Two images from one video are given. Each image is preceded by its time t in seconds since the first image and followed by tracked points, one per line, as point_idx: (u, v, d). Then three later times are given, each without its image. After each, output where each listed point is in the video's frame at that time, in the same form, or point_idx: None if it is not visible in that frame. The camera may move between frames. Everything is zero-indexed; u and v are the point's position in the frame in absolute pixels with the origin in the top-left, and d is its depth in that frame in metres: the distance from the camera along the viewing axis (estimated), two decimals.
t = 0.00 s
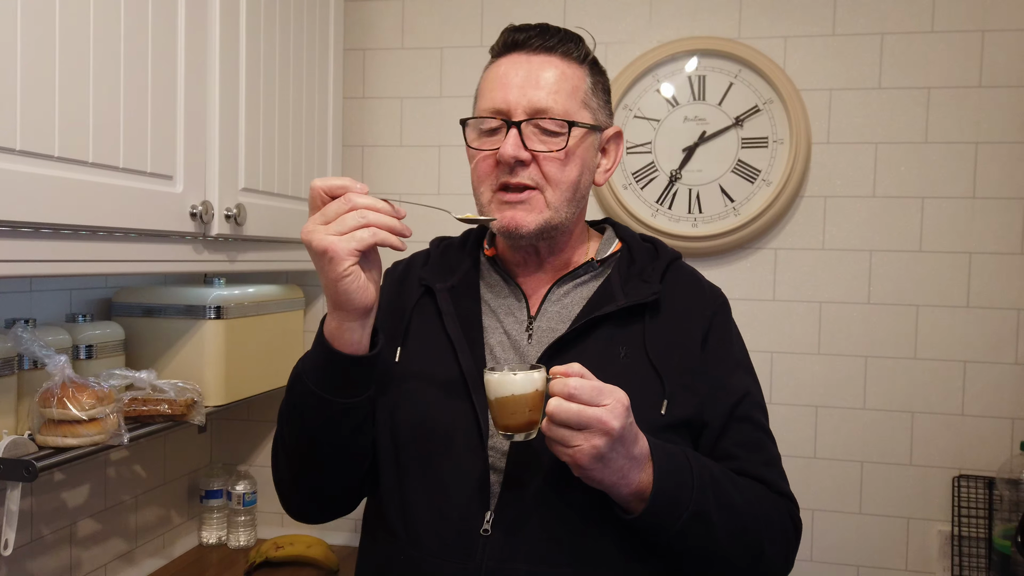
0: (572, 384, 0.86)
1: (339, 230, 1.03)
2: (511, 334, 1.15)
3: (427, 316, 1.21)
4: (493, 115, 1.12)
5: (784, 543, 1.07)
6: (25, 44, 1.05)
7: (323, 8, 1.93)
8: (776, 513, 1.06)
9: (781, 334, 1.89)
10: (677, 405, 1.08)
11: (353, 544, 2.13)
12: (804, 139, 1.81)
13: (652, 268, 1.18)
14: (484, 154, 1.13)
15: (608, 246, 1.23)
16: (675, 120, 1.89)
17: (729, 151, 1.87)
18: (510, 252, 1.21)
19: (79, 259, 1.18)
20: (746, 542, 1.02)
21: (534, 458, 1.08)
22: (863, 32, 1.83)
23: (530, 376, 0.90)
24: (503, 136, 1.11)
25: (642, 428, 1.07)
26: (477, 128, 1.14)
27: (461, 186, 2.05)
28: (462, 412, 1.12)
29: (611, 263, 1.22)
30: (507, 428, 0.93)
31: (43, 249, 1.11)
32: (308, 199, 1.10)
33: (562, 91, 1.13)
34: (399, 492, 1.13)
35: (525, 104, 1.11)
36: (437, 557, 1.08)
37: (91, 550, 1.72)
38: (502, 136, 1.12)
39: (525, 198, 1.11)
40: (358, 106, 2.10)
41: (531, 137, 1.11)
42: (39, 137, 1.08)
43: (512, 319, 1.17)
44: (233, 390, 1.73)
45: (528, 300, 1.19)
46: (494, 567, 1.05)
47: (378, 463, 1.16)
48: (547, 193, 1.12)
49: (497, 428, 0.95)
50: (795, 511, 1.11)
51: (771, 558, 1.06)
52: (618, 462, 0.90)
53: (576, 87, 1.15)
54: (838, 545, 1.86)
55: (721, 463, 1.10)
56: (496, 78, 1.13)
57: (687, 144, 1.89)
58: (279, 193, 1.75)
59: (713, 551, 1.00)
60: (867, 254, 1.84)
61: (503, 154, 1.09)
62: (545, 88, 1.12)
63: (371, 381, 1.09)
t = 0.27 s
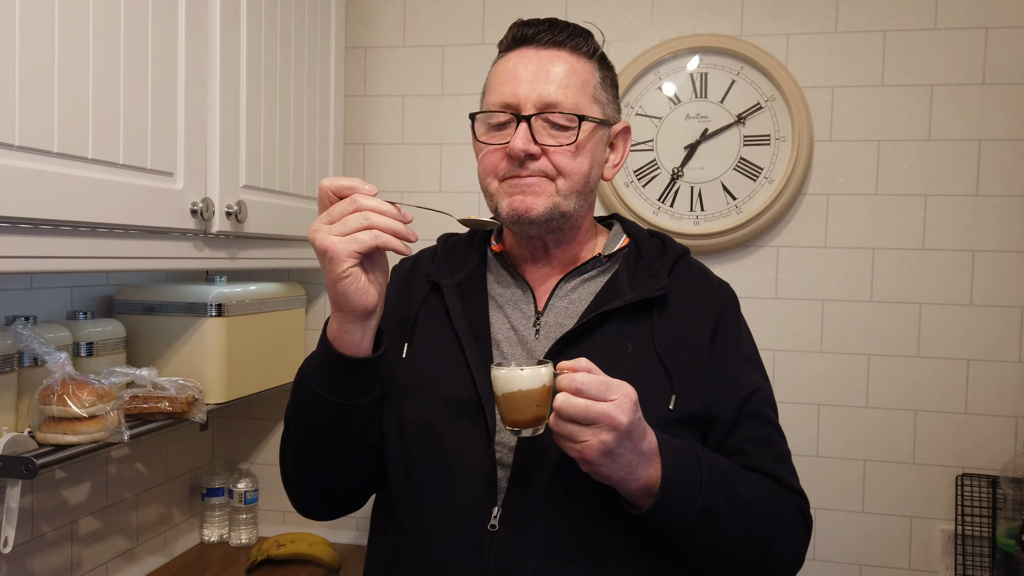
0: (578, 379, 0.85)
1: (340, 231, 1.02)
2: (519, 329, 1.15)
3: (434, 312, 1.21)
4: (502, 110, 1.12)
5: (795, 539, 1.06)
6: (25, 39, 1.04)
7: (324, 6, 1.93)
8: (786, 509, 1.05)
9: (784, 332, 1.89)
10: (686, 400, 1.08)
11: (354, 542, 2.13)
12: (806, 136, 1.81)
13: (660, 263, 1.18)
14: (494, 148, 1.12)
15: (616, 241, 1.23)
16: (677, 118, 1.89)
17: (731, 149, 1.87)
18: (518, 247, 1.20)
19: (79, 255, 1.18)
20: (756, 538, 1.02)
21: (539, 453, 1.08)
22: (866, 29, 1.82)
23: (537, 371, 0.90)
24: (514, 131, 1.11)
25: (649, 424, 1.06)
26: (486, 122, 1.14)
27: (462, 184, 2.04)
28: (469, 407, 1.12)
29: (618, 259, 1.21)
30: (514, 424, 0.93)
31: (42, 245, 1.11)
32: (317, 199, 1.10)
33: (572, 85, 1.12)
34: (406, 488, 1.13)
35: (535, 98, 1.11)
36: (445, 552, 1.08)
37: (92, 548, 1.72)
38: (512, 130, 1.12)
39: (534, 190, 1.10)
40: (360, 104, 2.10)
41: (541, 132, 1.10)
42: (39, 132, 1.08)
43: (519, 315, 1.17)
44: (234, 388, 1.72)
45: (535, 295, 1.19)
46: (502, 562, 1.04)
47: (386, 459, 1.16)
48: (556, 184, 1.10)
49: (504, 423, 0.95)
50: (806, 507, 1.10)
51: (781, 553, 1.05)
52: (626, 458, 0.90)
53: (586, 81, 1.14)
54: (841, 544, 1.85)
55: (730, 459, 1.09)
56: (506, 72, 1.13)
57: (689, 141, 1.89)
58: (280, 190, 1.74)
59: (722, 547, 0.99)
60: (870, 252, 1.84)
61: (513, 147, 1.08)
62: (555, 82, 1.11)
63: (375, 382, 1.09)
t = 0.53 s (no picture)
0: (589, 378, 0.85)
1: (346, 238, 1.02)
2: (531, 327, 1.15)
3: (446, 310, 1.21)
4: (515, 108, 1.12)
5: (809, 538, 1.06)
6: (30, 38, 1.04)
7: (329, 5, 1.92)
8: (800, 508, 1.05)
9: (788, 331, 1.88)
10: (699, 399, 1.08)
11: (358, 541, 2.13)
12: (812, 134, 1.80)
13: (672, 261, 1.17)
14: (507, 146, 1.12)
15: (628, 239, 1.22)
16: (681, 116, 1.88)
17: (736, 148, 1.86)
18: (531, 246, 1.20)
19: (85, 254, 1.18)
20: (769, 536, 1.02)
21: (549, 451, 1.08)
22: (872, 27, 1.82)
23: (547, 371, 0.90)
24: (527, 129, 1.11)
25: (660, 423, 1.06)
26: (499, 120, 1.13)
27: (467, 182, 2.04)
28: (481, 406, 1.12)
29: (631, 257, 1.21)
30: (526, 423, 0.93)
31: (47, 244, 1.11)
32: (325, 203, 1.09)
33: (585, 83, 1.12)
34: (419, 486, 1.14)
35: (549, 97, 1.11)
36: (457, 549, 1.08)
37: (96, 546, 1.72)
38: (525, 128, 1.11)
39: (548, 190, 1.10)
40: (364, 102, 2.10)
41: (555, 130, 1.10)
42: (44, 131, 1.07)
43: (532, 313, 1.17)
44: (238, 386, 1.72)
45: (548, 293, 1.19)
46: (514, 560, 1.05)
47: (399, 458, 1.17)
48: (569, 183, 1.10)
49: (516, 423, 0.94)
50: (820, 506, 1.09)
51: (795, 552, 1.05)
52: (638, 456, 0.89)
53: (598, 79, 1.14)
54: (844, 544, 1.85)
55: (743, 457, 1.09)
56: (518, 70, 1.13)
57: (693, 140, 1.88)
58: (285, 189, 1.74)
59: (735, 546, 0.99)
60: (874, 251, 1.84)
61: (526, 146, 1.08)
62: (568, 80, 1.11)
63: (384, 383, 1.09)
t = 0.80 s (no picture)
0: (594, 380, 0.85)
1: (348, 242, 1.02)
2: (538, 328, 1.15)
3: (454, 311, 1.21)
4: (525, 108, 1.12)
5: (818, 540, 1.06)
6: (29, 37, 1.04)
7: (329, 5, 1.92)
8: (810, 510, 1.04)
9: (789, 333, 1.88)
10: (707, 400, 1.07)
11: (357, 541, 2.13)
12: (812, 135, 1.80)
13: (680, 262, 1.17)
14: (517, 146, 1.12)
15: (636, 239, 1.22)
16: (682, 118, 1.88)
17: (737, 149, 1.86)
18: (538, 246, 1.20)
19: (84, 254, 1.18)
20: (776, 538, 1.01)
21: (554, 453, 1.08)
22: (872, 28, 1.82)
23: (552, 373, 0.89)
24: (537, 128, 1.11)
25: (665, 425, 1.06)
26: (508, 119, 1.13)
27: (467, 183, 2.04)
28: (488, 408, 1.12)
29: (639, 257, 1.21)
30: (530, 425, 0.93)
31: (46, 244, 1.11)
32: (327, 208, 1.08)
33: (595, 83, 1.12)
34: (425, 488, 1.14)
35: (559, 96, 1.10)
36: (463, 550, 1.08)
37: (95, 546, 1.72)
38: (535, 128, 1.11)
39: (559, 190, 1.10)
40: (364, 103, 2.10)
41: (564, 130, 1.10)
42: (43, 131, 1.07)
43: (539, 314, 1.17)
44: (238, 386, 1.72)
45: (555, 294, 1.18)
46: (519, 561, 1.05)
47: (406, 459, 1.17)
48: (579, 184, 1.11)
49: (520, 425, 0.94)
50: (831, 508, 1.09)
51: (804, 553, 1.04)
52: (643, 459, 0.89)
53: (608, 78, 1.14)
54: (844, 545, 1.85)
55: (751, 459, 1.09)
56: (527, 69, 1.13)
57: (694, 141, 1.88)
58: (285, 189, 1.74)
59: (743, 547, 0.99)
60: (875, 252, 1.83)
61: (537, 146, 1.08)
62: (578, 79, 1.11)
63: (388, 387, 1.09)
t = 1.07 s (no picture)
0: (596, 382, 0.84)
1: (346, 244, 1.02)
2: (541, 329, 1.15)
3: (457, 312, 1.20)
4: (531, 107, 1.12)
5: (823, 544, 1.05)
6: (27, 35, 1.04)
7: (327, 4, 1.92)
8: (815, 514, 1.04)
9: (787, 333, 1.88)
10: (710, 401, 1.07)
11: (356, 541, 2.13)
12: (811, 135, 1.80)
13: (685, 262, 1.16)
14: (522, 146, 1.12)
15: (641, 239, 1.21)
16: (681, 117, 1.88)
17: (735, 148, 1.86)
18: (542, 246, 1.20)
19: (80, 254, 1.18)
20: (780, 543, 1.01)
21: (555, 454, 1.07)
22: (871, 28, 1.81)
23: (554, 374, 0.89)
24: (542, 127, 1.11)
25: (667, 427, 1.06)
26: (513, 118, 1.13)
27: (465, 183, 2.04)
28: (490, 409, 1.12)
29: (643, 257, 1.20)
30: (531, 427, 0.92)
31: (43, 243, 1.10)
32: (326, 211, 1.08)
33: (602, 82, 1.12)
34: (428, 490, 1.14)
35: (565, 95, 1.10)
36: (465, 552, 1.08)
37: (92, 547, 1.71)
38: (541, 127, 1.11)
39: (563, 190, 1.10)
40: (362, 102, 2.09)
41: (570, 130, 1.10)
42: (40, 130, 1.07)
43: (542, 315, 1.16)
44: (235, 386, 1.72)
45: (559, 294, 1.18)
46: (521, 563, 1.05)
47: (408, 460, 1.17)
48: (584, 184, 1.10)
49: (522, 427, 0.94)
50: (837, 513, 1.08)
51: (809, 558, 1.03)
52: (646, 461, 0.89)
53: (615, 78, 1.14)
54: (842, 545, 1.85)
55: (756, 462, 1.08)
56: (534, 68, 1.12)
57: (693, 140, 1.88)
58: (283, 188, 1.74)
59: (746, 551, 0.98)
60: (874, 252, 1.83)
61: (543, 146, 1.07)
62: (585, 79, 1.11)
63: (391, 389, 1.10)
